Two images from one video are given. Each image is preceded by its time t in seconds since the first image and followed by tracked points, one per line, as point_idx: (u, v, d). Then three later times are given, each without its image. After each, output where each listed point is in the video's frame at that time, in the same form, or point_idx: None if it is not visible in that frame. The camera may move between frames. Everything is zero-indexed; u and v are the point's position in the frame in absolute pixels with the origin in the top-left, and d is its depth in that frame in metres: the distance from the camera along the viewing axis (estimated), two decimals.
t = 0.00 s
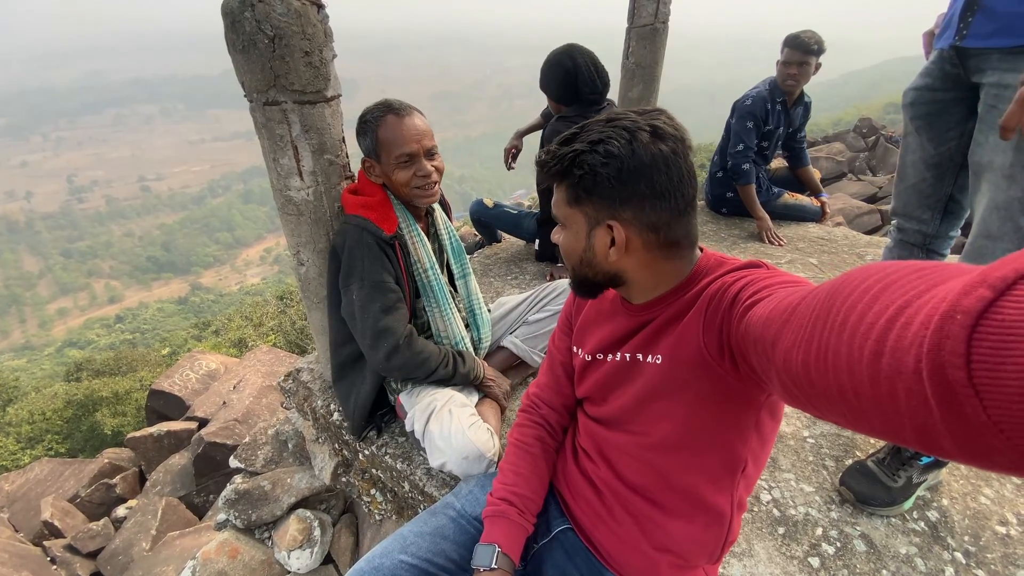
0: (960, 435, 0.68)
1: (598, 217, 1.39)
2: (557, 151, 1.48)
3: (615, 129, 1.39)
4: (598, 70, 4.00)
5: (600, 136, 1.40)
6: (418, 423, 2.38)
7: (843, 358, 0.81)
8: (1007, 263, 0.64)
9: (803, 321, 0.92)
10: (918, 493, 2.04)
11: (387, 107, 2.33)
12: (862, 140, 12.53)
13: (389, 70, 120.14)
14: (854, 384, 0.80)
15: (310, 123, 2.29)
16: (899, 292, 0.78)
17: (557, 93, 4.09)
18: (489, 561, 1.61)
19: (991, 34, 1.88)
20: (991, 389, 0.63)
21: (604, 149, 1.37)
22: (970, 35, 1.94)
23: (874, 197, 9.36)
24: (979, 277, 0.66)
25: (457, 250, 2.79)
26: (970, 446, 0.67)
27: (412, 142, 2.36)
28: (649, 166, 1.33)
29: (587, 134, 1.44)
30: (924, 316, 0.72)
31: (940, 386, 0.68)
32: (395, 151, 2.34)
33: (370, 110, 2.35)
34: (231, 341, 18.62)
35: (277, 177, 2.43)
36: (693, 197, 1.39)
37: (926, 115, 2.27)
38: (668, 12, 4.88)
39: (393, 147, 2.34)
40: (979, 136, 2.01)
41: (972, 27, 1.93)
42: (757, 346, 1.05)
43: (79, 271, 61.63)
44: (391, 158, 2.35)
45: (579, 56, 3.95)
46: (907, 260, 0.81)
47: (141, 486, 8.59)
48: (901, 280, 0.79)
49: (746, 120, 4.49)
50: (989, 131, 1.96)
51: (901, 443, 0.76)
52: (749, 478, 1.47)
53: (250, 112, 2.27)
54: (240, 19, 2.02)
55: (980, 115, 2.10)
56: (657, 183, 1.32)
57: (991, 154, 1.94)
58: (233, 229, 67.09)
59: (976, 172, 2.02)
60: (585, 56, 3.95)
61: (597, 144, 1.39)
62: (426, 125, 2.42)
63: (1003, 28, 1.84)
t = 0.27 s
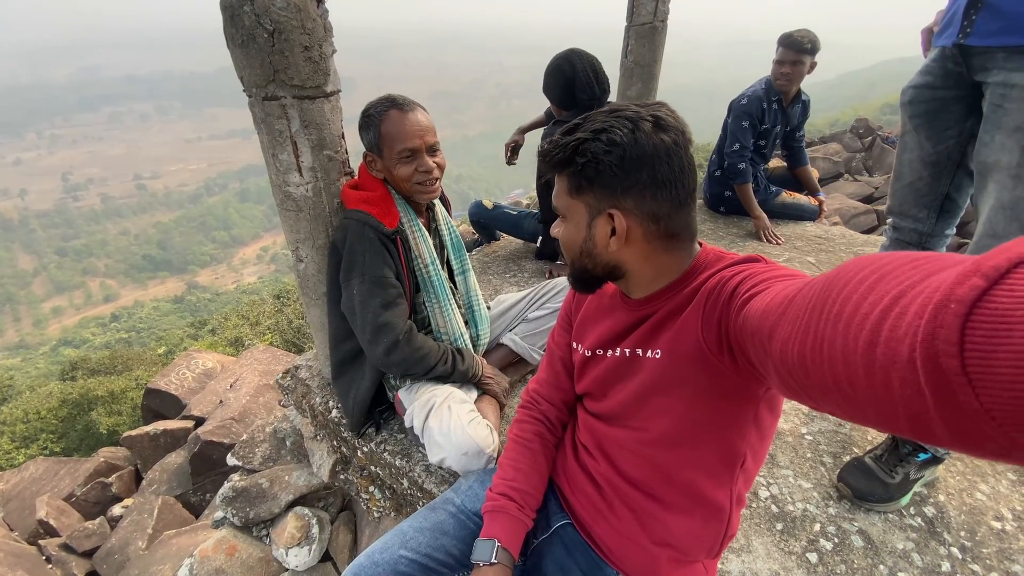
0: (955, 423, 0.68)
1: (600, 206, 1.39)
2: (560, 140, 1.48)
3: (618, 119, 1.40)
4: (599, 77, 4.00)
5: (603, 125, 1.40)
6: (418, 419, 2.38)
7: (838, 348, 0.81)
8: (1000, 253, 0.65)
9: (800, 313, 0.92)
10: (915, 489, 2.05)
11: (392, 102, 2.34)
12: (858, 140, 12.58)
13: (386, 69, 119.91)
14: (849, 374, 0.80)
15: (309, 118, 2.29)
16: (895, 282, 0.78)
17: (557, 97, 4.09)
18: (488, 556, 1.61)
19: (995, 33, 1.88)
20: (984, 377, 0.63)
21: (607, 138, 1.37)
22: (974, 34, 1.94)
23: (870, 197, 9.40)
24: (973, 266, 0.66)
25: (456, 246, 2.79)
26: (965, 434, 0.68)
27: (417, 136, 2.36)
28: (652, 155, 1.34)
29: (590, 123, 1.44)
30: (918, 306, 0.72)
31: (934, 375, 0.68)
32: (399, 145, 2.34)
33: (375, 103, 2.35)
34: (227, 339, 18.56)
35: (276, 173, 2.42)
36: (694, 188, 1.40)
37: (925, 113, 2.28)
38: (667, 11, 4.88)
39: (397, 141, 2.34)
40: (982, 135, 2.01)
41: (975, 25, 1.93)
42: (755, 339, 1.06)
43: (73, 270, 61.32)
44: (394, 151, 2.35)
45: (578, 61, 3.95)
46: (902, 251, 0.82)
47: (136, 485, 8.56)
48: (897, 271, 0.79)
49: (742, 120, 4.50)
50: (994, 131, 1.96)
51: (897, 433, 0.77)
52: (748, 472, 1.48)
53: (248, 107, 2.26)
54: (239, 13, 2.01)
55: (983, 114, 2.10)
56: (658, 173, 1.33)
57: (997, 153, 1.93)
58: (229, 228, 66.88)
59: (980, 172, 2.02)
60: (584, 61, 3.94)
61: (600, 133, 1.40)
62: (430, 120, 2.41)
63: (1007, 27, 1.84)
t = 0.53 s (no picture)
0: (961, 425, 0.68)
1: (600, 208, 1.38)
2: (561, 142, 1.48)
3: (619, 121, 1.39)
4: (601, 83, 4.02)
5: (604, 127, 1.40)
6: (419, 420, 2.37)
7: (843, 349, 0.81)
8: (1007, 253, 0.64)
9: (805, 314, 0.92)
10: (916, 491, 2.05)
11: (393, 101, 2.33)
12: (856, 140, 12.61)
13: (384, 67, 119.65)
14: (854, 375, 0.80)
15: (310, 117, 2.27)
16: (900, 283, 0.78)
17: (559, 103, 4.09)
18: (491, 557, 1.60)
19: (1002, 35, 1.88)
20: (991, 378, 0.63)
21: (606, 140, 1.37)
22: (980, 35, 1.94)
23: (868, 198, 9.41)
24: (979, 266, 0.66)
25: (457, 245, 2.78)
26: (972, 436, 0.67)
27: (417, 136, 2.35)
28: (652, 157, 1.33)
29: (591, 125, 1.43)
30: (924, 307, 0.72)
31: (941, 376, 0.68)
32: (399, 145, 2.33)
33: (376, 102, 2.34)
34: (224, 338, 18.51)
35: (276, 171, 2.41)
36: (696, 190, 1.38)
37: (927, 115, 2.28)
38: (668, 10, 4.88)
39: (397, 141, 2.33)
40: (987, 138, 2.01)
41: (982, 27, 1.93)
42: (759, 340, 1.05)
43: (69, 267, 61.07)
44: (394, 151, 2.34)
45: (581, 66, 3.96)
46: (908, 251, 0.81)
47: (133, 484, 8.54)
48: (902, 272, 0.79)
49: (744, 120, 4.51)
50: (1000, 133, 1.96)
51: (903, 435, 0.76)
52: (750, 474, 1.47)
53: (249, 105, 2.25)
54: (240, 10, 1.99)
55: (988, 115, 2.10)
56: (658, 175, 1.32)
57: (1003, 156, 1.93)
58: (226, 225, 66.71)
59: (985, 175, 2.02)
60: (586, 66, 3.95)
61: (600, 135, 1.39)
62: (431, 120, 2.40)
63: (1014, 29, 1.85)
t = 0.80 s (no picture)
0: (959, 429, 0.68)
1: (598, 211, 1.38)
2: (559, 145, 1.48)
3: (616, 124, 1.38)
4: (602, 82, 4.01)
5: (601, 131, 1.39)
6: (417, 421, 2.37)
7: (841, 353, 0.81)
8: (1004, 257, 0.64)
9: (803, 317, 0.91)
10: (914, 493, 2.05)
11: (392, 101, 2.32)
12: (855, 141, 12.62)
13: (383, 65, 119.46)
14: (852, 379, 0.79)
15: (310, 116, 2.27)
16: (898, 287, 0.78)
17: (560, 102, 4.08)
18: (489, 559, 1.60)
19: (1003, 38, 1.88)
20: (988, 383, 0.63)
21: (604, 144, 1.36)
22: (981, 38, 1.94)
23: (867, 198, 9.42)
24: (977, 270, 0.65)
25: (457, 245, 2.77)
26: (969, 441, 0.67)
27: (415, 136, 2.34)
28: (649, 161, 1.32)
29: (588, 128, 1.43)
30: (921, 310, 0.72)
31: (938, 381, 0.67)
32: (397, 145, 2.33)
33: (374, 102, 2.33)
34: (222, 336, 18.49)
35: (275, 171, 2.40)
36: (694, 193, 1.38)
37: (927, 117, 2.28)
38: (668, 10, 4.87)
39: (396, 141, 2.32)
40: (987, 141, 2.00)
41: (983, 29, 1.93)
42: (757, 343, 1.05)
43: (66, 264, 60.92)
44: (392, 151, 2.34)
45: (583, 66, 3.95)
46: (906, 255, 0.81)
47: (130, 482, 8.53)
48: (900, 275, 0.79)
49: (745, 121, 4.50)
50: (999, 136, 1.96)
51: (901, 439, 0.76)
52: (749, 476, 1.47)
53: (248, 104, 2.24)
54: (239, 9, 1.98)
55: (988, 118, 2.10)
56: (656, 178, 1.31)
57: (1002, 159, 1.93)
58: (224, 223, 66.59)
59: (985, 178, 2.01)
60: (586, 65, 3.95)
61: (597, 139, 1.38)
62: (429, 120, 2.39)
63: (1015, 32, 1.85)
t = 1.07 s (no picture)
0: (956, 429, 0.67)
1: (596, 213, 1.38)
2: (557, 146, 1.48)
3: (614, 125, 1.38)
4: (601, 75, 4.00)
5: (599, 132, 1.39)
6: (415, 421, 2.37)
7: (840, 353, 0.81)
8: (1002, 256, 0.64)
9: (802, 317, 0.91)
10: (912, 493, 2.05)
11: (391, 101, 2.32)
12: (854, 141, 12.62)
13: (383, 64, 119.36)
14: (850, 378, 0.79)
15: (309, 115, 2.26)
16: (896, 286, 0.78)
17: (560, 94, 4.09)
18: (488, 559, 1.60)
19: (998, 39, 1.88)
20: (986, 382, 0.63)
21: (601, 145, 1.36)
22: (976, 39, 1.94)
23: (866, 199, 9.43)
24: (975, 270, 0.65)
25: (457, 244, 2.77)
26: (967, 440, 0.67)
27: (412, 137, 2.32)
28: (647, 162, 1.32)
29: (586, 129, 1.43)
30: (919, 310, 0.71)
31: (936, 380, 0.67)
32: (393, 146, 2.32)
33: (375, 102, 2.33)
34: (221, 334, 18.47)
35: (274, 170, 2.40)
36: (692, 194, 1.38)
37: (926, 118, 2.28)
38: (668, 10, 4.87)
39: (393, 141, 2.31)
40: (982, 142, 2.00)
41: (978, 31, 1.93)
42: (756, 343, 1.05)
43: (65, 262, 60.88)
44: (389, 151, 2.33)
45: (582, 58, 3.94)
46: (904, 255, 0.81)
47: (128, 480, 8.52)
48: (898, 275, 0.79)
49: (745, 121, 4.50)
50: (994, 137, 1.95)
51: (899, 439, 0.76)
52: (748, 476, 1.47)
53: (247, 102, 2.23)
54: (238, 7, 1.98)
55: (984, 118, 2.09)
56: (653, 180, 1.31)
57: (996, 160, 1.93)
58: (224, 222, 66.56)
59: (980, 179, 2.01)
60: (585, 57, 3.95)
61: (595, 140, 1.38)
62: (429, 121, 2.37)
63: (1009, 34, 1.85)
